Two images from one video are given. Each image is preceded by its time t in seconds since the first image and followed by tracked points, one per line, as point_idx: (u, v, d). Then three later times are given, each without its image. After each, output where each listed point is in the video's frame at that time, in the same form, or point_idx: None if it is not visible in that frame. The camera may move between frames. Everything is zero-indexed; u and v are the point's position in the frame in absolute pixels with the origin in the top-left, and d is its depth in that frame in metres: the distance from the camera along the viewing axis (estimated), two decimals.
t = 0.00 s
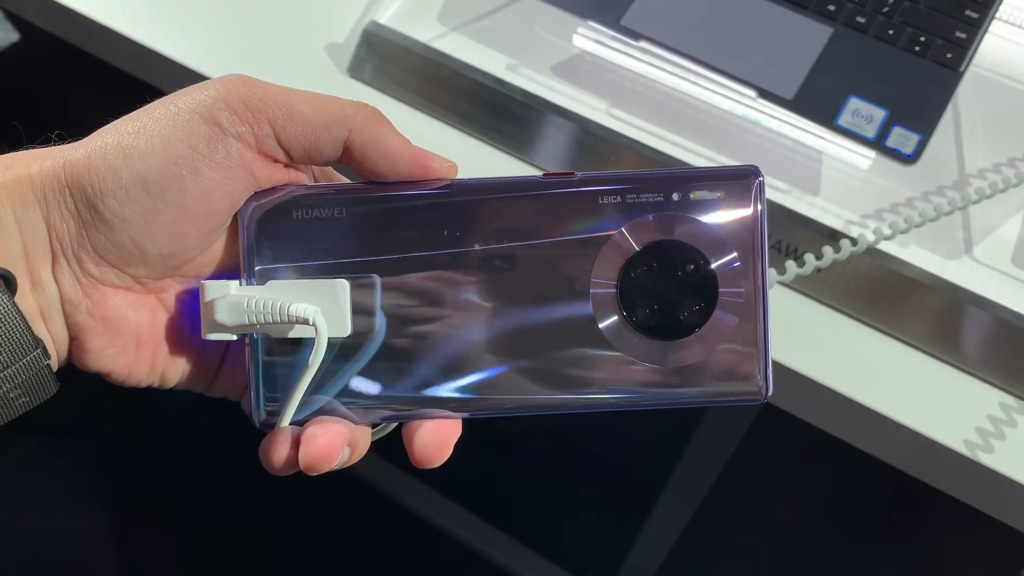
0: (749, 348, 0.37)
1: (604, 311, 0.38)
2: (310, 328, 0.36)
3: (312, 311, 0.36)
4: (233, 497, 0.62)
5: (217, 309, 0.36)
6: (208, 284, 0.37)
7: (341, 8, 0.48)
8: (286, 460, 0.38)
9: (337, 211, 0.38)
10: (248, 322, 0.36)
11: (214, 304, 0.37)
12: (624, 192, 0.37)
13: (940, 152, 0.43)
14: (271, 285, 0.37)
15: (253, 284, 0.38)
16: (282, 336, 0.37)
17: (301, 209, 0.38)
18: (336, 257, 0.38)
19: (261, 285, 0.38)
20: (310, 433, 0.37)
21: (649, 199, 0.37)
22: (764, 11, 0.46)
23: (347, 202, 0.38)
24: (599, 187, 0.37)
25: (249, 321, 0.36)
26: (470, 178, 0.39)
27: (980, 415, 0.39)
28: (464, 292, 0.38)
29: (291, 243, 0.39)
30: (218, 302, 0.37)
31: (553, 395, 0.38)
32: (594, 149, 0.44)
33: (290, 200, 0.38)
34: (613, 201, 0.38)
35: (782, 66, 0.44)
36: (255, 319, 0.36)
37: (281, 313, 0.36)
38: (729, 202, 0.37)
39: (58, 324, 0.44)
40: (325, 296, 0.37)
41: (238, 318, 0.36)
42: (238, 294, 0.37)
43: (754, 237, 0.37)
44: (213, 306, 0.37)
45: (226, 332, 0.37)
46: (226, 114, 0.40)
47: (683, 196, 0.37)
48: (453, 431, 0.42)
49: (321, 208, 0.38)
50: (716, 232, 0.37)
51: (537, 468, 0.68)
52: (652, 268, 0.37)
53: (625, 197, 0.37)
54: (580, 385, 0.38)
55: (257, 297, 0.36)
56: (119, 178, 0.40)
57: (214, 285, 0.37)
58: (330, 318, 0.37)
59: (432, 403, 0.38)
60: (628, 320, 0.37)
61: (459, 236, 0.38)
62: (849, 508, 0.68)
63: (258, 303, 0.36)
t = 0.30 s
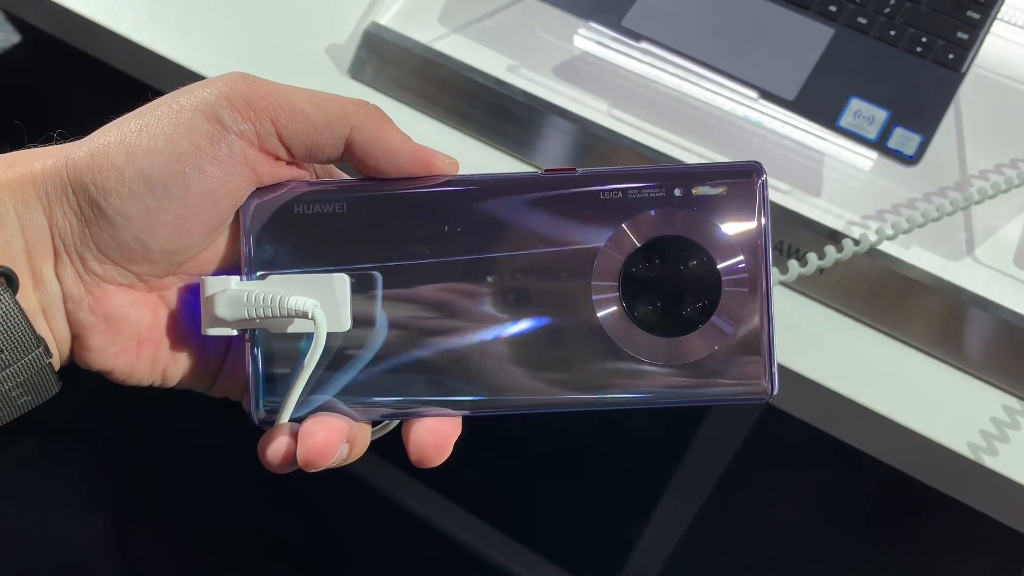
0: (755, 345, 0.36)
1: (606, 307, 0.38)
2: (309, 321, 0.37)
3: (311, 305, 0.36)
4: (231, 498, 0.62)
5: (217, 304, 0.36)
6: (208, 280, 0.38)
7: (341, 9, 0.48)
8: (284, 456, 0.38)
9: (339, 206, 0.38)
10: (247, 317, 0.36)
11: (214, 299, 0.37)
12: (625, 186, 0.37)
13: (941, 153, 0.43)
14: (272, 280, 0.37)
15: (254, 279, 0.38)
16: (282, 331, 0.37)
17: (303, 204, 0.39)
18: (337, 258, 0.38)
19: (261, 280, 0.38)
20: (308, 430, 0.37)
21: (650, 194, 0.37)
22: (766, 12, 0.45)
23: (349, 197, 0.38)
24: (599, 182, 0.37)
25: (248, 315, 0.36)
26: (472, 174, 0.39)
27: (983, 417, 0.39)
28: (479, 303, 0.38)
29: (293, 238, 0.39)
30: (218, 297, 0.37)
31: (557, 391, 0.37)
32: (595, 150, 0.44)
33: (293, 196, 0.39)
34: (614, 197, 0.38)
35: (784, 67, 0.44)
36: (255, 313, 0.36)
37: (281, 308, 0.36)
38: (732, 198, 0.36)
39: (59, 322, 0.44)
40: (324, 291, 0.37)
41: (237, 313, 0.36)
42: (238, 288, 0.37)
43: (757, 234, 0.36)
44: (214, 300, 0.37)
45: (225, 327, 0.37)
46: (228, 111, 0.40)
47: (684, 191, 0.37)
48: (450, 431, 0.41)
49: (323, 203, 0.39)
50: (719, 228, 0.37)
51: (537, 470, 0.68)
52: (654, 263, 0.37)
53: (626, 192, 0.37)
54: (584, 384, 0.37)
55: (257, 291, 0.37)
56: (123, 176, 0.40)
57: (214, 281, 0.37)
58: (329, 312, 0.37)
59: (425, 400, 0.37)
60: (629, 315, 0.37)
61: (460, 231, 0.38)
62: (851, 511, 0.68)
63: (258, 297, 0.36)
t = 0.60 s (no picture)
0: (758, 347, 0.36)
1: (604, 306, 0.37)
2: (306, 320, 0.37)
3: (308, 303, 0.36)
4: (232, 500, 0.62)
5: (216, 303, 0.37)
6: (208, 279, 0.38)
7: (341, 12, 0.48)
8: (281, 453, 0.38)
9: (338, 207, 0.39)
10: (246, 315, 0.37)
11: (214, 298, 0.37)
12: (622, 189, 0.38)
13: (942, 153, 0.43)
14: (271, 279, 0.37)
15: (253, 279, 0.39)
16: (280, 330, 0.38)
17: (302, 206, 0.39)
18: (338, 260, 0.38)
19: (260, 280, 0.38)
20: (304, 429, 0.37)
21: (647, 196, 0.37)
22: (765, 14, 0.46)
23: (348, 198, 0.39)
24: (597, 183, 0.38)
25: (247, 314, 0.37)
26: (472, 176, 0.39)
27: (986, 420, 0.39)
28: (497, 322, 0.38)
29: (293, 239, 0.39)
30: (217, 296, 0.37)
31: (559, 395, 0.37)
32: (596, 152, 0.44)
33: (294, 198, 0.39)
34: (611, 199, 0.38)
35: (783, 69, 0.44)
36: (253, 311, 0.36)
37: (280, 306, 0.36)
38: (731, 200, 0.37)
39: (61, 324, 0.44)
40: (322, 289, 0.37)
41: (236, 311, 0.37)
42: (237, 287, 0.37)
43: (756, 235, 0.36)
44: (213, 299, 0.37)
45: (224, 327, 0.38)
46: (231, 116, 0.40)
47: (683, 192, 0.37)
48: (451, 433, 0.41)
49: (322, 205, 0.39)
50: (722, 230, 0.37)
51: (537, 471, 0.68)
52: (653, 265, 0.37)
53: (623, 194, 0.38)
54: (583, 387, 0.37)
55: (256, 290, 0.37)
56: (126, 180, 0.40)
57: (215, 280, 0.37)
58: (327, 311, 0.37)
59: (430, 399, 0.37)
60: (629, 317, 0.37)
61: (459, 232, 0.38)
62: (854, 513, 0.67)
63: (256, 295, 0.36)
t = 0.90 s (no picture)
0: (761, 347, 0.36)
1: (605, 309, 0.37)
2: (309, 317, 0.37)
3: (310, 300, 0.36)
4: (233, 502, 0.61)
5: (219, 301, 0.37)
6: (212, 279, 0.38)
7: (341, 15, 0.48)
8: (280, 453, 0.37)
9: (342, 209, 0.39)
10: (248, 313, 0.37)
11: (217, 296, 0.37)
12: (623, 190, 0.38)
13: (940, 153, 0.43)
14: (274, 278, 0.38)
15: (255, 278, 0.39)
16: (282, 329, 0.38)
17: (306, 208, 0.39)
18: (339, 263, 0.39)
19: (263, 279, 0.39)
20: (303, 429, 0.36)
21: (649, 197, 0.38)
22: (765, 16, 0.46)
23: (351, 200, 0.39)
24: (598, 186, 0.38)
25: (249, 312, 0.37)
26: (472, 179, 0.40)
27: (986, 421, 0.39)
28: (511, 344, 0.37)
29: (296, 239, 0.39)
30: (220, 294, 0.37)
31: (562, 399, 0.36)
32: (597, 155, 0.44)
33: (297, 201, 0.39)
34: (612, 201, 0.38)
35: (783, 70, 0.44)
36: (256, 309, 0.37)
37: (283, 304, 0.36)
38: (732, 202, 0.37)
39: (65, 327, 0.44)
40: (325, 287, 0.38)
41: (239, 309, 0.37)
42: (239, 285, 0.37)
43: (756, 236, 0.37)
44: (216, 297, 0.38)
45: (225, 326, 0.38)
46: (237, 121, 0.40)
47: (683, 195, 0.38)
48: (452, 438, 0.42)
49: (326, 206, 0.39)
50: (722, 232, 0.37)
51: (538, 472, 0.68)
52: (654, 265, 0.37)
53: (624, 195, 0.38)
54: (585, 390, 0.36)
55: (259, 288, 0.37)
56: (134, 185, 0.41)
57: (219, 279, 0.38)
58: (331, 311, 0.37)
59: (435, 399, 0.37)
60: (631, 317, 0.37)
61: (460, 232, 0.39)
62: (854, 512, 0.68)
63: (259, 293, 0.37)
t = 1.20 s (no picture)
0: (760, 346, 0.36)
1: (607, 308, 0.37)
2: (313, 315, 0.37)
3: (313, 298, 0.36)
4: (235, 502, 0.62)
5: (222, 299, 0.38)
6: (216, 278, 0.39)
7: (341, 16, 0.48)
8: (282, 454, 0.37)
9: (345, 211, 0.40)
10: (252, 311, 0.37)
11: (221, 295, 0.38)
12: (621, 194, 0.39)
13: (937, 152, 0.43)
14: (278, 277, 0.38)
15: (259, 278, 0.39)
16: (286, 328, 0.38)
17: (309, 210, 0.40)
18: (340, 263, 0.39)
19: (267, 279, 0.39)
20: (306, 428, 0.36)
21: (648, 200, 0.38)
22: (763, 16, 0.46)
23: (354, 202, 0.40)
24: (598, 189, 0.39)
25: (253, 310, 0.37)
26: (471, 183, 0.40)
27: (985, 420, 0.39)
28: (503, 362, 0.37)
29: (300, 240, 0.40)
30: (224, 293, 0.38)
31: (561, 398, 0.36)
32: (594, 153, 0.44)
33: (301, 203, 0.40)
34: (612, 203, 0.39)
35: (780, 70, 0.44)
36: (259, 308, 0.37)
37: (286, 302, 0.36)
38: (730, 203, 0.38)
39: (69, 328, 0.44)
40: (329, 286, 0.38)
41: (243, 307, 0.37)
42: (243, 284, 0.38)
43: (754, 236, 0.37)
44: (220, 296, 0.38)
45: (230, 325, 0.38)
46: (244, 127, 0.41)
47: (681, 197, 0.38)
48: (454, 438, 0.42)
49: (330, 208, 0.40)
50: (716, 233, 0.38)
51: (539, 472, 0.68)
52: (653, 265, 0.37)
53: (623, 198, 0.39)
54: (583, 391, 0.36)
55: (263, 287, 0.37)
56: (142, 189, 0.41)
57: (222, 278, 0.38)
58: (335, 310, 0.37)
59: (436, 401, 0.37)
60: (631, 315, 0.37)
61: (461, 232, 0.39)
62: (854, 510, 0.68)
63: (263, 291, 0.37)
